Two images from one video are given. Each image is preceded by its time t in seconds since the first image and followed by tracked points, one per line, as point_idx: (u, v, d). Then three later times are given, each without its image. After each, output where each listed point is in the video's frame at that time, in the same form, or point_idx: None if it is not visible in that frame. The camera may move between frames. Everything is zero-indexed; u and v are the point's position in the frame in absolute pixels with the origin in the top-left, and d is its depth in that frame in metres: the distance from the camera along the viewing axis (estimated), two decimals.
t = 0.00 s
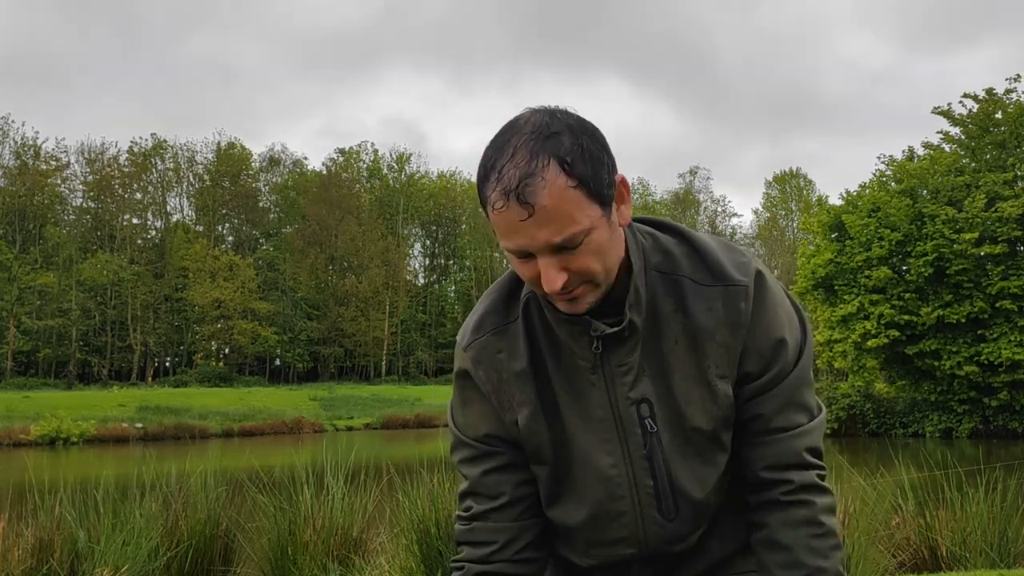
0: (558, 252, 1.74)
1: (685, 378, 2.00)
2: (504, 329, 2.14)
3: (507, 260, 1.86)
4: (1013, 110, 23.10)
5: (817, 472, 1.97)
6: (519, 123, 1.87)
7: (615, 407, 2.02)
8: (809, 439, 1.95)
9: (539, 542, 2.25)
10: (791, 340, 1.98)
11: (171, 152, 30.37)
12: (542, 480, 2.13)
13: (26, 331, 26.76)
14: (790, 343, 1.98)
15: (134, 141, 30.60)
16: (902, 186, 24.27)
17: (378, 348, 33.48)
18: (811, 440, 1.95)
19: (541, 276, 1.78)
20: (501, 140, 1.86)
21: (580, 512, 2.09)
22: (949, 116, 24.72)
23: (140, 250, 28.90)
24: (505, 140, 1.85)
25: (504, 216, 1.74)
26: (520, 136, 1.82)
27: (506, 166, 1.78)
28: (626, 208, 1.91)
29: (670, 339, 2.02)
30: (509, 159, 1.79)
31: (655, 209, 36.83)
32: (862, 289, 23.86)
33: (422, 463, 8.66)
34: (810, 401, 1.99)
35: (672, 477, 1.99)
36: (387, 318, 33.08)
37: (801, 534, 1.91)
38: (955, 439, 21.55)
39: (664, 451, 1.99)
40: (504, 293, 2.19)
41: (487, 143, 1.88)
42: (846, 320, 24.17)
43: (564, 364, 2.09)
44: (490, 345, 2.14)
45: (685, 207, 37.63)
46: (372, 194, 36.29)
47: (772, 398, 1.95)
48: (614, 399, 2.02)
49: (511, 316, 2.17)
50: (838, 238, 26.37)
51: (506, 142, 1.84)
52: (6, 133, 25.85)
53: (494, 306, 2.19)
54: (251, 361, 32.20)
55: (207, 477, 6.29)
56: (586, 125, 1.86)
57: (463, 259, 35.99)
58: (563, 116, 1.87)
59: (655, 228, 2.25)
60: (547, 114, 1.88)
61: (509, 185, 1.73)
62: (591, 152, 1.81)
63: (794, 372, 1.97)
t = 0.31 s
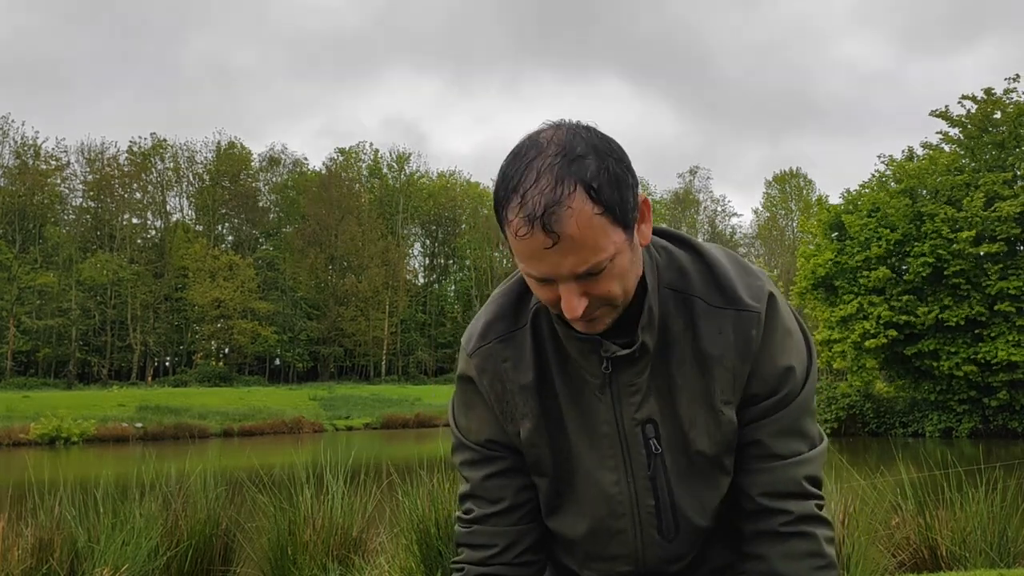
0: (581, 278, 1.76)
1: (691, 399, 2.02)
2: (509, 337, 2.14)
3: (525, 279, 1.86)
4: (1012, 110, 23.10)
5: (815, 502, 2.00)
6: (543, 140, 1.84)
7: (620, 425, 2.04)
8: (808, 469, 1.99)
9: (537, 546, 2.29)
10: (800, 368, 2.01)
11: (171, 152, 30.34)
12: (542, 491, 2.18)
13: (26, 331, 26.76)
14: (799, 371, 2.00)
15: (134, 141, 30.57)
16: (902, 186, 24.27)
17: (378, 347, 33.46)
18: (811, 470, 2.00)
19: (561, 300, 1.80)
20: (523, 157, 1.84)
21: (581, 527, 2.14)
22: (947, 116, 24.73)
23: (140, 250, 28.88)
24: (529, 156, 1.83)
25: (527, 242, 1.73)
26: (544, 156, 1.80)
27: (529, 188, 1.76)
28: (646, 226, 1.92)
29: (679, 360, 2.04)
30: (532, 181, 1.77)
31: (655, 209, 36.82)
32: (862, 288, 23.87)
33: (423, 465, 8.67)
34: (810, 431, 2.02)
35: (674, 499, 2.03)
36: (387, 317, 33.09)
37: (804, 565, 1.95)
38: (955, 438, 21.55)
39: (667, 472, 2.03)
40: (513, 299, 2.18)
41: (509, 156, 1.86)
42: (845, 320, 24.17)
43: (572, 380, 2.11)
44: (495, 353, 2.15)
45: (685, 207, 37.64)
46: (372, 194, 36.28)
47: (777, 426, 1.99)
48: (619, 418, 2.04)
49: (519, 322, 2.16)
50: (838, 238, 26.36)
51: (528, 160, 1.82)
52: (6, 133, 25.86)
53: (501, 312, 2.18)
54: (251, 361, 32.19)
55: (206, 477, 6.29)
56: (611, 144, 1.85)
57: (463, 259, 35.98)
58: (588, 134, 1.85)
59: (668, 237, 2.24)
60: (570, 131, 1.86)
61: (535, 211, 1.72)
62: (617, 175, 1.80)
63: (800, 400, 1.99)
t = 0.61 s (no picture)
0: (575, 295, 1.76)
1: (698, 403, 2.04)
2: (506, 345, 2.14)
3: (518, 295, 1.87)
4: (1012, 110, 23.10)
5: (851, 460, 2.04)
6: (532, 158, 1.83)
7: (624, 432, 2.05)
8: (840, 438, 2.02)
9: (537, 549, 2.31)
10: (814, 359, 2.02)
11: (171, 152, 30.30)
12: (542, 499, 2.20)
13: (26, 331, 26.78)
14: (813, 365, 2.02)
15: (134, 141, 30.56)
16: (901, 187, 24.26)
17: (378, 347, 33.46)
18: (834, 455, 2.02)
19: (555, 316, 1.80)
20: (513, 174, 1.83)
21: (587, 533, 2.16)
22: (947, 116, 24.74)
23: (140, 250, 28.87)
24: (518, 175, 1.82)
25: (518, 262, 1.73)
26: (534, 174, 1.79)
27: (519, 207, 1.76)
28: (641, 237, 1.92)
29: (684, 365, 2.05)
30: (521, 202, 1.76)
31: (655, 209, 36.82)
32: (862, 288, 23.89)
33: (422, 465, 8.69)
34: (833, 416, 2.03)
35: (682, 502, 2.07)
36: (388, 317, 33.10)
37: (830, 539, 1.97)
38: (955, 438, 21.55)
39: (672, 476, 2.06)
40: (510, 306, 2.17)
41: (497, 174, 1.85)
42: (845, 319, 24.17)
43: (572, 389, 2.11)
44: (491, 362, 2.14)
45: (685, 207, 37.65)
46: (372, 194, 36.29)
47: (794, 419, 2.00)
48: (622, 426, 2.05)
49: (514, 330, 2.16)
50: (838, 238, 26.36)
51: (517, 179, 1.81)
52: (6, 132, 25.88)
53: (496, 319, 2.18)
54: (251, 361, 32.20)
55: (206, 477, 6.29)
56: (601, 158, 1.84)
57: (463, 259, 35.98)
58: (580, 148, 1.85)
59: (665, 241, 2.23)
60: (558, 145, 1.85)
61: (525, 231, 1.71)
62: (609, 191, 1.80)
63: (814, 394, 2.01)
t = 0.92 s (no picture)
0: (564, 294, 1.76)
1: (678, 408, 1.99)
2: (500, 345, 2.16)
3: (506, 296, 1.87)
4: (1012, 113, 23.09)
5: (777, 505, 1.79)
6: (517, 159, 1.84)
7: (607, 435, 2.04)
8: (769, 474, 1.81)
9: (536, 551, 2.30)
10: (774, 355, 1.91)
11: (171, 152, 30.26)
12: (533, 499, 2.21)
13: (26, 331, 26.81)
14: (776, 367, 1.90)
15: (134, 141, 30.54)
16: (901, 188, 24.27)
17: (379, 348, 33.48)
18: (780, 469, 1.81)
19: (544, 315, 1.79)
20: (499, 175, 1.84)
21: (572, 535, 2.15)
22: (947, 118, 24.74)
23: (140, 250, 28.87)
24: (504, 176, 1.82)
25: (506, 261, 1.73)
26: (519, 175, 1.80)
27: (506, 208, 1.77)
28: (628, 236, 1.91)
29: (665, 368, 2.00)
30: (508, 202, 1.77)
31: (656, 210, 36.85)
32: (862, 290, 23.90)
33: (423, 464, 8.71)
34: (784, 426, 1.86)
35: (661, 512, 2.02)
36: (388, 318, 33.13)
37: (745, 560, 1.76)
38: (955, 440, 21.57)
39: (653, 482, 2.02)
40: (503, 307, 2.18)
41: (485, 177, 1.86)
42: (845, 320, 24.17)
43: (560, 390, 2.11)
44: (486, 361, 2.17)
45: (686, 208, 37.70)
46: (372, 194, 36.32)
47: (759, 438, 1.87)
48: (606, 427, 2.04)
49: (508, 331, 2.17)
50: (838, 239, 26.39)
51: (504, 180, 1.82)
52: (6, 132, 25.91)
53: (492, 319, 2.20)
54: (251, 361, 32.20)
55: (206, 477, 6.30)
56: (586, 158, 1.84)
57: (463, 260, 35.99)
58: (563, 150, 1.85)
59: (658, 243, 2.20)
60: (545, 146, 1.86)
61: (511, 231, 1.72)
62: (594, 190, 1.80)
63: (775, 394, 1.87)
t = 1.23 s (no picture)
0: (538, 308, 1.76)
1: (665, 418, 1.98)
2: (485, 356, 2.18)
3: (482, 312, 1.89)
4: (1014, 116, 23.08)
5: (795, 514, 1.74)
6: (484, 174, 1.84)
7: (594, 444, 2.04)
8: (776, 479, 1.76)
9: (531, 558, 2.30)
10: (772, 365, 1.88)
11: (172, 153, 30.30)
12: (525, 507, 2.21)
13: (27, 331, 26.88)
14: (771, 373, 1.87)
15: (136, 142, 30.57)
16: (902, 192, 24.28)
17: (379, 350, 33.50)
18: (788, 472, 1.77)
19: (521, 330, 1.80)
20: (467, 191, 1.84)
21: (563, 543, 2.16)
22: (948, 121, 24.74)
23: (142, 251, 28.87)
24: (471, 193, 1.82)
25: (475, 279, 1.74)
26: (485, 190, 1.80)
27: (472, 225, 1.76)
28: (604, 243, 1.90)
29: (654, 377, 2.00)
30: (475, 218, 1.77)
31: (657, 213, 36.85)
32: (863, 293, 23.91)
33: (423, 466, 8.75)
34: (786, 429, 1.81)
35: (650, 521, 2.02)
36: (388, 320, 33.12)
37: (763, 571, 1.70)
38: (955, 443, 21.59)
39: (643, 492, 2.02)
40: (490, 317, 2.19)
41: (453, 195, 1.87)
42: (845, 323, 24.16)
43: (548, 399, 2.11)
44: (472, 372, 2.19)
45: (687, 211, 37.70)
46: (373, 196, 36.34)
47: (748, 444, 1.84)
48: (593, 438, 2.04)
49: (495, 341, 2.18)
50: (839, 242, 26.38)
51: (471, 196, 1.81)
52: (7, 133, 25.95)
53: (478, 328, 2.20)
54: (251, 362, 32.20)
55: (207, 478, 6.31)
56: (555, 170, 1.84)
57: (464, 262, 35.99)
58: (530, 162, 1.84)
59: (645, 248, 2.18)
60: (513, 159, 1.86)
61: (478, 248, 1.73)
62: (563, 202, 1.79)
63: (772, 400, 1.84)
